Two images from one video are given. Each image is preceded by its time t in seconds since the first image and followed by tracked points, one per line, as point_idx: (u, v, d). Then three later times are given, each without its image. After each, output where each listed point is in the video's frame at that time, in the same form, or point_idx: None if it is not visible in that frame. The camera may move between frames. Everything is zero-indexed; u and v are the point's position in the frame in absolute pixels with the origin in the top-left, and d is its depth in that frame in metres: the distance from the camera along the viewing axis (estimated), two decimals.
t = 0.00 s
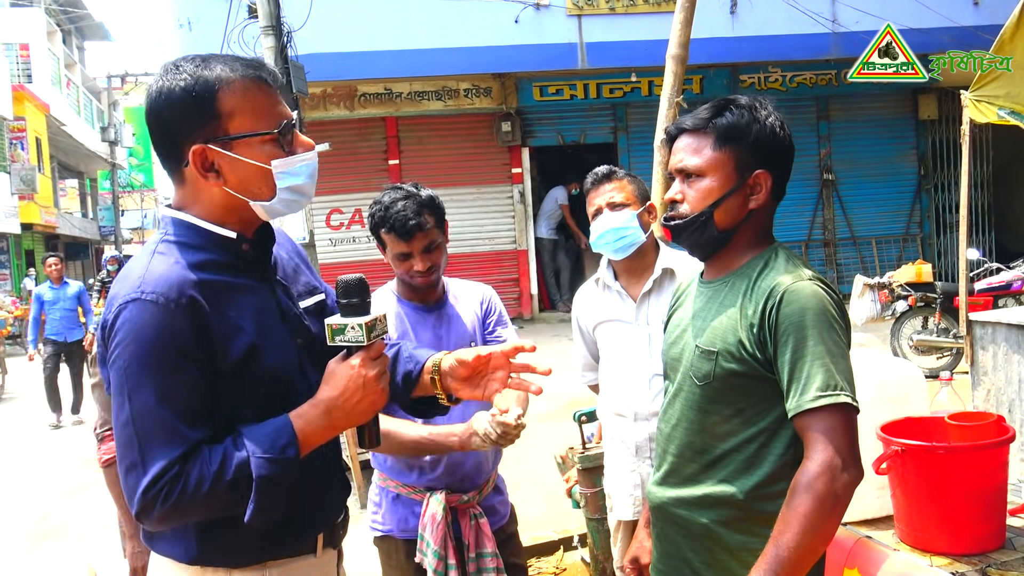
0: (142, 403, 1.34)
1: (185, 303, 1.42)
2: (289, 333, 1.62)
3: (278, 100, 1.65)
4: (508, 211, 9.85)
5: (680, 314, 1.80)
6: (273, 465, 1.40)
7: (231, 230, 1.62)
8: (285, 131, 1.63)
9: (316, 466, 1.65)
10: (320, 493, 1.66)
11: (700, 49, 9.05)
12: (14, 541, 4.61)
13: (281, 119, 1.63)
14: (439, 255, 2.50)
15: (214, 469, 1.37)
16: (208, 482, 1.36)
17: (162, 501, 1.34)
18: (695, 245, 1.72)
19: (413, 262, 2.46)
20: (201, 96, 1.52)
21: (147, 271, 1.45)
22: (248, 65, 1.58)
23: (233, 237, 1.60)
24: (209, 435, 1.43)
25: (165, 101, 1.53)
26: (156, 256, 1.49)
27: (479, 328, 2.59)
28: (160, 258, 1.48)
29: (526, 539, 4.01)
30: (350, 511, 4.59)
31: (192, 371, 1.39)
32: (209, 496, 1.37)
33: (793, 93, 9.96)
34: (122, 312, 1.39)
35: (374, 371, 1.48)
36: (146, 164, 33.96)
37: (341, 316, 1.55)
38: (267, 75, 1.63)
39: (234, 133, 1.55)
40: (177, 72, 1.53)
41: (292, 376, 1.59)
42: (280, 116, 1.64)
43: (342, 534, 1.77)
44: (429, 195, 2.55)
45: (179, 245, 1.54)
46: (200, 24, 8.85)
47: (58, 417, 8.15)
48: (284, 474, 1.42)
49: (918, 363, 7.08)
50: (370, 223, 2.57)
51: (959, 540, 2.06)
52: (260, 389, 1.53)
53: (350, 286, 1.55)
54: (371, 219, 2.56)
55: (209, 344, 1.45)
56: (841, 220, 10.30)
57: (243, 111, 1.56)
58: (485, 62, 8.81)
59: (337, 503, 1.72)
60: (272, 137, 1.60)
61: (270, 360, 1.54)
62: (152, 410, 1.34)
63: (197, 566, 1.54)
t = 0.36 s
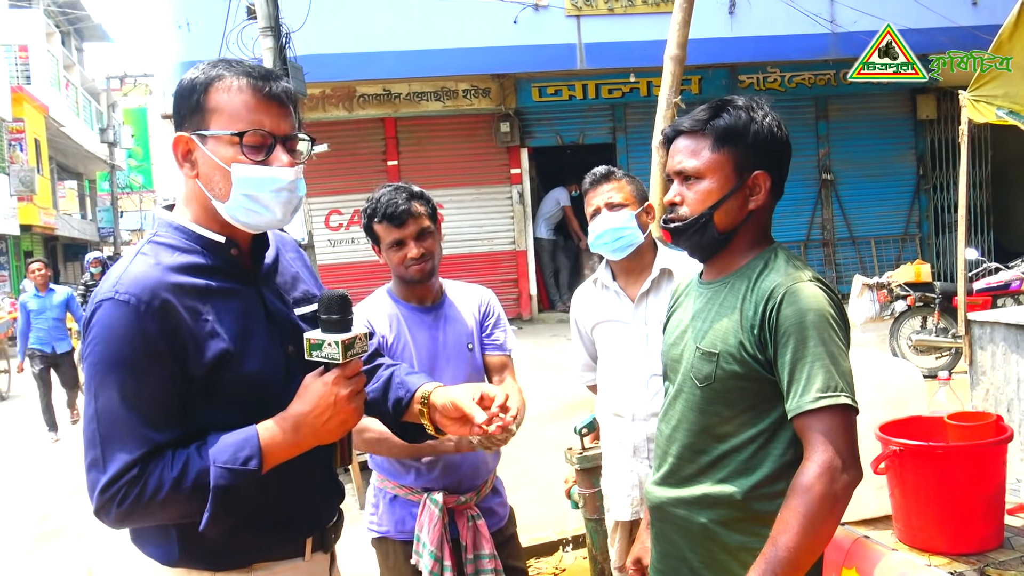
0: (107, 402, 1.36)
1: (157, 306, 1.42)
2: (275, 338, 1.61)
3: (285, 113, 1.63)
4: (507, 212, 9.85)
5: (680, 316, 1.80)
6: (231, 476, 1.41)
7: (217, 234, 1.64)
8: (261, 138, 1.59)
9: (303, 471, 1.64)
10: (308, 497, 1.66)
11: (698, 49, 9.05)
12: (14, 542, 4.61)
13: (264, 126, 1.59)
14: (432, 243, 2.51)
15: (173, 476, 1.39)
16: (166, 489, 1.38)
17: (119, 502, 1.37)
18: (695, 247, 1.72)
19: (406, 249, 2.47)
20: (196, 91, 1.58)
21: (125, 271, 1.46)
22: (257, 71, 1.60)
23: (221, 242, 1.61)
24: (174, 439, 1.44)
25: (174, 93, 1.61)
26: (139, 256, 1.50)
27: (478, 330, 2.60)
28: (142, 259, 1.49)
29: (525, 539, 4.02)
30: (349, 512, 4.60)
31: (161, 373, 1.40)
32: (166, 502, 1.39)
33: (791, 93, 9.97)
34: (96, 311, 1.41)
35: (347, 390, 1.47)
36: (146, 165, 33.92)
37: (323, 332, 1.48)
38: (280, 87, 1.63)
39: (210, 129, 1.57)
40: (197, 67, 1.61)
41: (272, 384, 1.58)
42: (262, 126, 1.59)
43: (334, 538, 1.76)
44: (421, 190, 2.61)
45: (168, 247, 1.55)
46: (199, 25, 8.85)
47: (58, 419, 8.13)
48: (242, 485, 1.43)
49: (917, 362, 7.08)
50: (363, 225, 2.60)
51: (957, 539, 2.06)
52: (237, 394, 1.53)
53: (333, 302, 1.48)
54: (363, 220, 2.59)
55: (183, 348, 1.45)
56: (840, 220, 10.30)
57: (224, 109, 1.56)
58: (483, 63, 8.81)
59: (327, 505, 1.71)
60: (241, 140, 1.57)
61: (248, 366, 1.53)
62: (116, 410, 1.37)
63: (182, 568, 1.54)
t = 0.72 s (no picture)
0: (93, 397, 1.38)
1: (143, 303, 1.44)
2: (264, 338, 1.60)
3: (279, 108, 1.65)
4: (505, 212, 9.85)
5: (680, 317, 1.80)
6: (215, 473, 1.41)
7: (210, 233, 1.63)
8: (262, 130, 1.60)
9: (295, 470, 1.64)
10: (304, 496, 1.66)
11: (696, 49, 9.06)
12: (12, 543, 4.61)
13: (263, 119, 1.61)
14: (429, 240, 2.52)
15: (159, 472, 1.40)
16: (151, 485, 1.38)
17: (105, 497, 1.37)
18: (694, 249, 1.72)
19: (403, 247, 2.48)
20: (192, 89, 1.58)
21: (114, 268, 1.48)
22: (250, 69, 1.62)
23: (212, 240, 1.60)
24: (161, 435, 1.45)
25: (167, 95, 1.62)
26: (129, 253, 1.51)
27: (478, 330, 2.59)
28: (132, 256, 1.51)
29: (524, 540, 4.02)
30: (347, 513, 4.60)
31: (146, 369, 1.42)
32: (150, 499, 1.39)
33: (789, 93, 9.98)
34: (86, 307, 1.43)
35: (334, 390, 1.46)
36: (143, 166, 33.84)
37: (315, 330, 1.47)
38: (273, 83, 1.66)
39: (210, 125, 1.58)
40: (188, 67, 1.63)
41: (262, 384, 1.57)
42: (263, 119, 1.61)
43: (331, 539, 1.76)
44: (417, 189, 2.61)
45: (159, 245, 1.56)
46: (197, 26, 8.84)
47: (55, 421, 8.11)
48: (229, 483, 1.43)
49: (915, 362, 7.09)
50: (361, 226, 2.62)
51: (956, 539, 2.06)
52: (225, 393, 1.53)
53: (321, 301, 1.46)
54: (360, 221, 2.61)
55: (168, 343, 1.46)
56: (838, 220, 10.31)
57: (222, 105, 1.58)
58: (481, 63, 8.81)
59: (321, 506, 1.71)
60: (244, 133, 1.59)
61: (237, 364, 1.53)
62: (101, 405, 1.38)
63: (177, 568, 1.54)
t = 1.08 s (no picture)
0: (97, 393, 1.37)
1: (148, 299, 1.44)
2: (266, 336, 1.61)
3: (265, 93, 1.69)
4: (505, 212, 9.85)
5: (678, 317, 1.81)
6: (227, 466, 1.41)
7: (211, 228, 1.63)
8: (254, 115, 1.63)
9: (297, 468, 1.65)
10: (308, 494, 1.67)
11: (695, 49, 9.05)
12: (13, 541, 4.61)
13: (253, 104, 1.64)
14: (429, 242, 2.51)
15: (168, 468, 1.39)
16: (161, 481, 1.38)
17: (115, 495, 1.37)
18: (692, 249, 1.72)
19: (401, 250, 2.48)
20: (178, 86, 1.59)
21: (118, 266, 1.47)
22: (232, 60, 1.65)
23: (214, 237, 1.60)
24: (169, 431, 1.45)
25: (151, 97, 1.62)
26: (131, 251, 1.52)
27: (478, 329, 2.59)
28: (135, 254, 1.51)
29: (524, 538, 4.03)
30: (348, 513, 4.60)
31: (151, 365, 1.41)
32: (161, 495, 1.39)
33: (788, 93, 9.98)
34: (90, 304, 1.43)
35: (339, 377, 1.48)
36: (143, 166, 33.81)
37: (317, 320, 1.50)
38: (256, 71, 1.69)
39: (201, 117, 1.59)
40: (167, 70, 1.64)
41: (266, 381, 1.58)
42: (252, 103, 1.64)
43: (330, 538, 1.77)
44: (417, 191, 2.61)
45: (161, 243, 1.56)
46: (197, 25, 8.84)
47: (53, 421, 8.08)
48: (239, 474, 1.42)
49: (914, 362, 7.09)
50: (362, 227, 2.62)
51: (956, 538, 2.07)
52: (228, 391, 1.53)
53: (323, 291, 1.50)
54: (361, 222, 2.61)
55: (172, 340, 1.46)
56: (837, 219, 10.31)
57: (211, 96, 1.60)
58: (481, 63, 8.80)
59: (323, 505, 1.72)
60: (236, 119, 1.61)
61: (240, 361, 1.53)
62: (107, 401, 1.37)
63: (178, 568, 1.54)
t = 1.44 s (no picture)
0: (116, 387, 1.38)
1: (165, 294, 1.44)
2: (276, 332, 1.61)
3: (268, 87, 1.70)
4: (506, 211, 9.86)
5: (677, 317, 1.81)
6: (249, 457, 1.41)
7: (222, 224, 1.63)
8: (270, 108, 1.64)
9: (302, 465, 1.65)
10: (312, 492, 1.67)
11: (698, 49, 9.05)
12: (12, 538, 4.61)
13: (266, 97, 1.64)
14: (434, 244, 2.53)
15: (187, 460, 1.39)
16: (179, 475, 1.39)
17: (134, 490, 1.38)
18: (691, 248, 1.72)
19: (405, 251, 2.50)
20: (190, 83, 1.59)
21: (133, 261, 1.47)
22: (236, 56, 1.66)
23: (225, 234, 1.61)
24: (185, 426, 1.46)
25: (155, 97, 1.60)
26: (144, 246, 1.51)
27: (479, 329, 2.60)
28: (148, 249, 1.51)
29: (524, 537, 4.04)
30: (348, 510, 4.61)
31: (167, 361, 1.42)
32: (180, 488, 1.39)
33: (790, 94, 9.98)
34: (104, 300, 1.43)
35: (354, 368, 1.49)
36: (145, 162, 33.79)
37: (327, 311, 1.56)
38: (257, 67, 1.70)
39: (218, 112, 1.59)
40: (167, 69, 1.62)
41: (276, 377, 1.58)
42: (264, 97, 1.65)
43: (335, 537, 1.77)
44: (422, 189, 2.58)
45: (171, 239, 1.56)
46: (199, 22, 8.84)
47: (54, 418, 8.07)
48: (258, 466, 1.42)
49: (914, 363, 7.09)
50: (364, 220, 2.60)
51: (954, 540, 2.07)
52: (240, 387, 1.53)
53: (334, 283, 1.58)
54: (364, 215, 2.59)
55: (187, 334, 1.46)
56: (838, 221, 10.31)
57: (224, 91, 1.60)
58: (483, 62, 8.79)
59: (330, 503, 1.72)
60: (255, 112, 1.62)
61: (251, 358, 1.54)
62: (126, 395, 1.38)
63: (186, 565, 1.54)
